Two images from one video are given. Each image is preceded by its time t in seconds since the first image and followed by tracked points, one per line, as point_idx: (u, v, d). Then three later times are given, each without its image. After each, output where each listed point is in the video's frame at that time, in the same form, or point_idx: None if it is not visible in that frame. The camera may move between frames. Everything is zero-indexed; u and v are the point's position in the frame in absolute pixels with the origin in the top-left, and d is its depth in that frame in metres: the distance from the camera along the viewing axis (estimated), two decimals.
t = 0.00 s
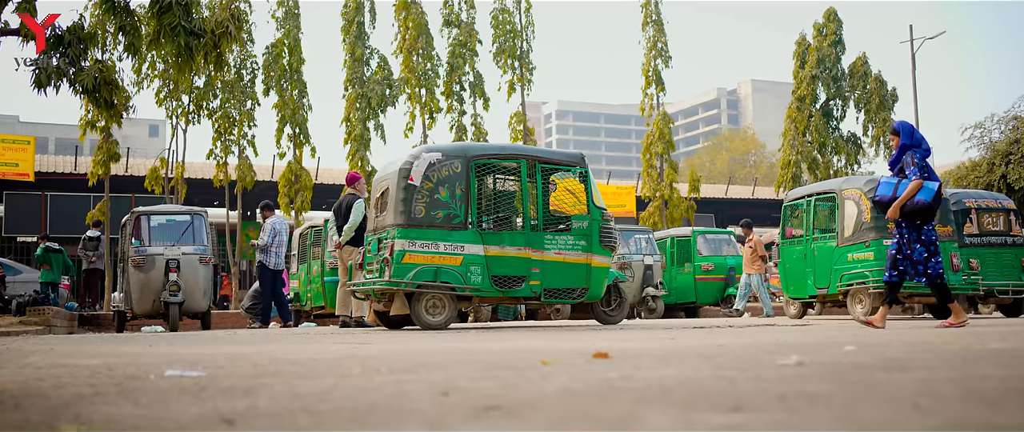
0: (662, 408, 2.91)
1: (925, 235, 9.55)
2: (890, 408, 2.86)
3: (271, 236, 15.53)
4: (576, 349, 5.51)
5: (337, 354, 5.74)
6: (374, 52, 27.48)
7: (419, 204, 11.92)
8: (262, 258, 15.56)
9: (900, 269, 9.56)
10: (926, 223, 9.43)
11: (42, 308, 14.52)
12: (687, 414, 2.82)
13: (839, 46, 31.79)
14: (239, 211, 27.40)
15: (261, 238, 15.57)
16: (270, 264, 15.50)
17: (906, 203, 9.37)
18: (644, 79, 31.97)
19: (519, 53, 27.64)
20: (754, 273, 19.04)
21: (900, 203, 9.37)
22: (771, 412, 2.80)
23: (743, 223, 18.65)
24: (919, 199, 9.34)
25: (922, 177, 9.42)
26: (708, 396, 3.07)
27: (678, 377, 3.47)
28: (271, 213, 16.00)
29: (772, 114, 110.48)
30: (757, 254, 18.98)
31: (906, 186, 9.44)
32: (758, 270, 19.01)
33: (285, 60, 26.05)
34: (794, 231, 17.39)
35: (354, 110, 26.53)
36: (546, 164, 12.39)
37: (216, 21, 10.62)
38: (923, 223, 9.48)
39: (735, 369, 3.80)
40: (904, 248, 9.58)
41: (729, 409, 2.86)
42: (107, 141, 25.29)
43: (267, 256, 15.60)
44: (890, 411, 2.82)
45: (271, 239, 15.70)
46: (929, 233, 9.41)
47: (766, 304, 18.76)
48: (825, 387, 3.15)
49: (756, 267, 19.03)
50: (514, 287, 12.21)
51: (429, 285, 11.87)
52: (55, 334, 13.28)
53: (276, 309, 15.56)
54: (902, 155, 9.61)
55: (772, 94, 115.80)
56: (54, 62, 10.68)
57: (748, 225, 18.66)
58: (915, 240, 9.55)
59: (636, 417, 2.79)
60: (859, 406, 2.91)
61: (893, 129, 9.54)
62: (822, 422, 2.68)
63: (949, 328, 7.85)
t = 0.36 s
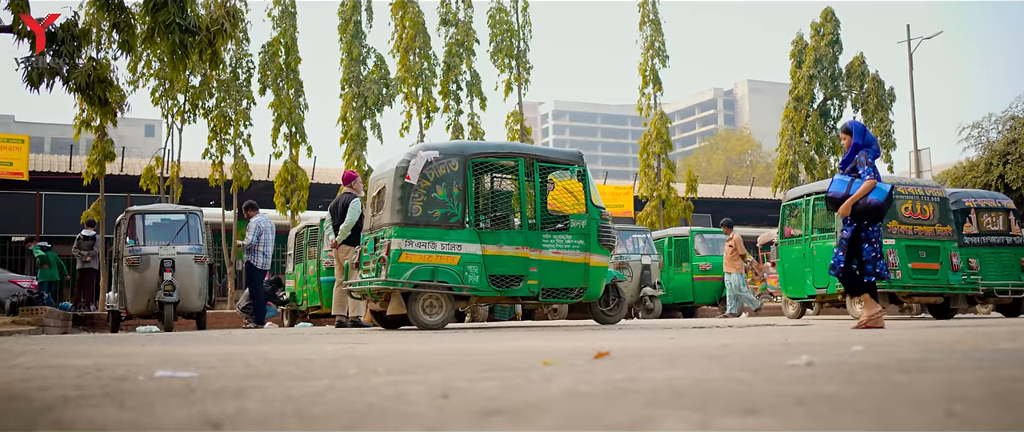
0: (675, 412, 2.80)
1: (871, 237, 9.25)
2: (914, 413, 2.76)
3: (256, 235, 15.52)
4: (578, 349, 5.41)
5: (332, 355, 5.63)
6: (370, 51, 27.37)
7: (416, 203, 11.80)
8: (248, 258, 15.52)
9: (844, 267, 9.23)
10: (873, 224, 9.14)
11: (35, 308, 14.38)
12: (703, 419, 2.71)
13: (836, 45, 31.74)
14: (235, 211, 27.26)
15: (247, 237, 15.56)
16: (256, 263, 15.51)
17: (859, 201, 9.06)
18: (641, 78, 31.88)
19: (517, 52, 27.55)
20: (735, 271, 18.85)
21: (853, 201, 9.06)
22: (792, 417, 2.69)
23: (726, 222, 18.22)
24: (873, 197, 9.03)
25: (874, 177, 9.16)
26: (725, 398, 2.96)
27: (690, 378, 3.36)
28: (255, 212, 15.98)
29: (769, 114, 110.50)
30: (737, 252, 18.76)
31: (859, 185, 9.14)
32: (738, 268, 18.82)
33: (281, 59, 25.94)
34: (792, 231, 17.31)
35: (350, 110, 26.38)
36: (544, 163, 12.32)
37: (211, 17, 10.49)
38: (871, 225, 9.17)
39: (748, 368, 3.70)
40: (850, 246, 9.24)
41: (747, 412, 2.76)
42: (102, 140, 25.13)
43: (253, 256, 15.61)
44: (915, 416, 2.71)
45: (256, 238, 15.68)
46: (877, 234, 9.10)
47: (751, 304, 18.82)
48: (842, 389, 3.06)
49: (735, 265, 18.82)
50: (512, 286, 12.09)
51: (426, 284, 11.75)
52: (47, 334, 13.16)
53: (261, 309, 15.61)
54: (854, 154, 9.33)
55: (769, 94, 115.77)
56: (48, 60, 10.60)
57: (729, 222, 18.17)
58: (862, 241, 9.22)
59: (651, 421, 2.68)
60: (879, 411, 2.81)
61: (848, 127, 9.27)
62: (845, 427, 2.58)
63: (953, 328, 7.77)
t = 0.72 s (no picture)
0: (686, 412, 2.71)
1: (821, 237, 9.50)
2: (934, 413, 2.67)
3: (247, 233, 15.45)
4: (577, 347, 5.31)
5: (326, 354, 5.52)
6: (366, 50, 27.26)
7: (412, 201, 11.70)
8: (238, 257, 15.42)
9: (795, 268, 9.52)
10: (823, 225, 9.38)
11: (27, 308, 14.24)
12: (716, 420, 2.61)
13: (832, 44, 31.68)
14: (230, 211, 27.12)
15: (238, 236, 15.48)
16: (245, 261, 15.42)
17: (806, 204, 9.33)
18: (638, 77, 31.78)
19: (513, 51, 27.44)
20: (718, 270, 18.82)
21: (801, 204, 9.33)
22: (809, 417, 2.60)
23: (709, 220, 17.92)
24: (819, 200, 9.30)
25: (822, 180, 9.41)
26: (736, 399, 2.86)
27: (697, 377, 3.26)
28: (244, 213, 15.90)
29: (765, 113, 110.53)
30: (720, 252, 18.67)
31: (807, 188, 9.41)
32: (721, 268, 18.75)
33: (276, 58, 25.82)
34: (791, 229, 17.18)
35: (345, 109, 26.24)
36: (541, 161, 12.20)
37: (206, 14, 10.37)
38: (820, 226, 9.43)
39: (755, 366, 3.61)
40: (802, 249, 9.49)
41: (761, 413, 2.67)
42: (96, 139, 24.98)
43: (242, 255, 15.52)
44: (935, 416, 2.63)
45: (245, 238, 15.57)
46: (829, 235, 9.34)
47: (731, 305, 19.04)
48: (857, 388, 2.97)
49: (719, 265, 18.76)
50: (509, 285, 12.00)
51: (422, 283, 11.64)
52: (39, 334, 13.03)
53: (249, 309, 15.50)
54: (802, 157, 9.51)
55: (764, 94, 115.74)
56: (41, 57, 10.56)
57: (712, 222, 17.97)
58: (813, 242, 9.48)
59: (661, 421, 2.59)
60: (898, 412, 2.72)
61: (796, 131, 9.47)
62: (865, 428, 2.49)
63: (956, 326, 7.68)
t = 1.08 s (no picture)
0: (703, 415, 2.61)
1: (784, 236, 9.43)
2: (953, 415, 2.56)
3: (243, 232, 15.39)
4: (579, 347, 5.20)
5: (322, 354, 5.42)
6: (364, 49, 27.15)
7: (410, 200, 11.61)
8: (232, 256, 15.34)
9: (754, 268, 9.43)
10: (781, 224, 9.34)
11: (22, 307, 14.13)
12: (735, 422, 2.53)
13: (831, 44, 31.59)
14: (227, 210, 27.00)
15: (233, 235, 15.40)
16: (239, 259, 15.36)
17: (761, 204, 9.31)
18: (636, 77, 31.67)
19: (511, 50, 27.34)
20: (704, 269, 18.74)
21: (756, 204, 9.31)
22: (823, 418, 2.50)
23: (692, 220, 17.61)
24: (774, 200, 9.25)
25: (777, 179, 9.41)
26: (754, 401, 2.77)
27: (710, 379, 3.17)
28: (237, 212, 15.83)
29: (763, 113, 110.47)
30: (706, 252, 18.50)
31: (762, 187, 9.42)
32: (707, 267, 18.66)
33: (274, 57, 25.70)
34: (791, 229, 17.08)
35: (343, 108, 26.13)
36: (540, 159, 12.12)
37: (203, 11, 10.24)
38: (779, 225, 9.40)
39: (767, 367, 3.51)
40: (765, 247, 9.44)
41: (773, 414, 2.56)
42: (93, 138, 24.84)
43: (236, 254, 15.44)
44: (954, 418, 2.53)
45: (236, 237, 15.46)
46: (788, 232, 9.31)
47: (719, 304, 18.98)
48: (870, 389, 2.87)
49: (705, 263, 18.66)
50: (508, 285, 11.89)
51: (420, 282, 11.54)
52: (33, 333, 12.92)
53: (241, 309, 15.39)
54: (760, 157, 9.61)
55: (763, 94, 115.64)
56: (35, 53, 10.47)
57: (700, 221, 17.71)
58: (773, 241, 9.43)
59: (670, 423, 2.49)
60: (920, 414, 2.63)
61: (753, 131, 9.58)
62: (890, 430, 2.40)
63: (961, 325, 7.61)
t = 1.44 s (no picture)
0: (714, 426, 2.53)
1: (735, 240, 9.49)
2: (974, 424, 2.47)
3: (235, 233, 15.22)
4: (580, 348, 5.11)
5: (318, 356, 5.31)
6: (362, 48, 27.05)
7: (408, 199, 11.50)
8: (223, 256, 15.24)
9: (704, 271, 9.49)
10: (734, 227, 9.39)
11: (16, 308, 14.00)
12: None
13: (830, 43, 31.48)
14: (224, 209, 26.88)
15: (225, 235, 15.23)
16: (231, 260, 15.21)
17: (718, 206, 9.33)
18: (634, 76, 31.59)
19: (509, 50, 27.23)
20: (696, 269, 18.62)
21: (713, 205, 9.33)
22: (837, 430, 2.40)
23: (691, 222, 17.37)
24: (731, 201, 9.29)
25: (734, 181, 9.42)
26: (766, 409, 2.68)
27: (720, 384, 3.08)
28: (230, 211, 15.71)
29: (760, 113, 110.42)
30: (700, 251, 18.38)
31: (720, 189, 9.41)
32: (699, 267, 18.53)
33: (271, 56, 25.60)
34: (790, 228, 16.99)
35: (340, 107, 26.02)
36: (539, 158, 12.04)
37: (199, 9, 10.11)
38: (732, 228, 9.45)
39: (777, 371, 3.43)
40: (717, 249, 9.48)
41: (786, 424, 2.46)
42: (89, 138, 24.69)
43: (228, 254, 15.31)
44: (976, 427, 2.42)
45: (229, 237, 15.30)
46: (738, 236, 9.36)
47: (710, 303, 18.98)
48: (886, 398, 2.77)
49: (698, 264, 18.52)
50: (506, 285, 11.79)
51: (418, 282, 11.43)
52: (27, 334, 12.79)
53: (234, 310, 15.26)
54: (716, 159, 9.64)
55: (760, 94, 115.56)
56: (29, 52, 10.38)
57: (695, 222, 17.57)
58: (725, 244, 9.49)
59: None
60: (938, 423, 2.53)
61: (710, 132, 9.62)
62: None
63: (965, 327, 7.53)
